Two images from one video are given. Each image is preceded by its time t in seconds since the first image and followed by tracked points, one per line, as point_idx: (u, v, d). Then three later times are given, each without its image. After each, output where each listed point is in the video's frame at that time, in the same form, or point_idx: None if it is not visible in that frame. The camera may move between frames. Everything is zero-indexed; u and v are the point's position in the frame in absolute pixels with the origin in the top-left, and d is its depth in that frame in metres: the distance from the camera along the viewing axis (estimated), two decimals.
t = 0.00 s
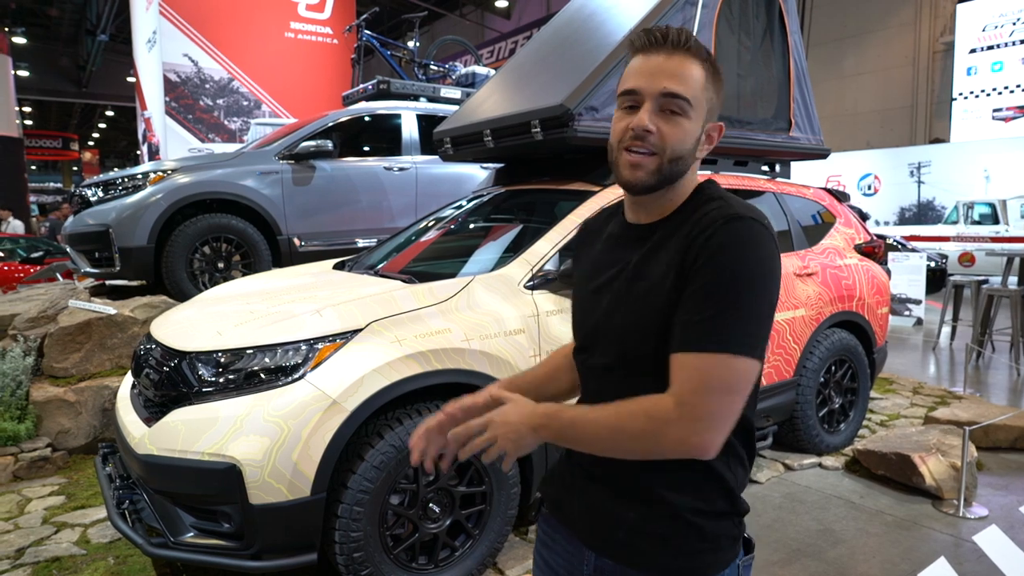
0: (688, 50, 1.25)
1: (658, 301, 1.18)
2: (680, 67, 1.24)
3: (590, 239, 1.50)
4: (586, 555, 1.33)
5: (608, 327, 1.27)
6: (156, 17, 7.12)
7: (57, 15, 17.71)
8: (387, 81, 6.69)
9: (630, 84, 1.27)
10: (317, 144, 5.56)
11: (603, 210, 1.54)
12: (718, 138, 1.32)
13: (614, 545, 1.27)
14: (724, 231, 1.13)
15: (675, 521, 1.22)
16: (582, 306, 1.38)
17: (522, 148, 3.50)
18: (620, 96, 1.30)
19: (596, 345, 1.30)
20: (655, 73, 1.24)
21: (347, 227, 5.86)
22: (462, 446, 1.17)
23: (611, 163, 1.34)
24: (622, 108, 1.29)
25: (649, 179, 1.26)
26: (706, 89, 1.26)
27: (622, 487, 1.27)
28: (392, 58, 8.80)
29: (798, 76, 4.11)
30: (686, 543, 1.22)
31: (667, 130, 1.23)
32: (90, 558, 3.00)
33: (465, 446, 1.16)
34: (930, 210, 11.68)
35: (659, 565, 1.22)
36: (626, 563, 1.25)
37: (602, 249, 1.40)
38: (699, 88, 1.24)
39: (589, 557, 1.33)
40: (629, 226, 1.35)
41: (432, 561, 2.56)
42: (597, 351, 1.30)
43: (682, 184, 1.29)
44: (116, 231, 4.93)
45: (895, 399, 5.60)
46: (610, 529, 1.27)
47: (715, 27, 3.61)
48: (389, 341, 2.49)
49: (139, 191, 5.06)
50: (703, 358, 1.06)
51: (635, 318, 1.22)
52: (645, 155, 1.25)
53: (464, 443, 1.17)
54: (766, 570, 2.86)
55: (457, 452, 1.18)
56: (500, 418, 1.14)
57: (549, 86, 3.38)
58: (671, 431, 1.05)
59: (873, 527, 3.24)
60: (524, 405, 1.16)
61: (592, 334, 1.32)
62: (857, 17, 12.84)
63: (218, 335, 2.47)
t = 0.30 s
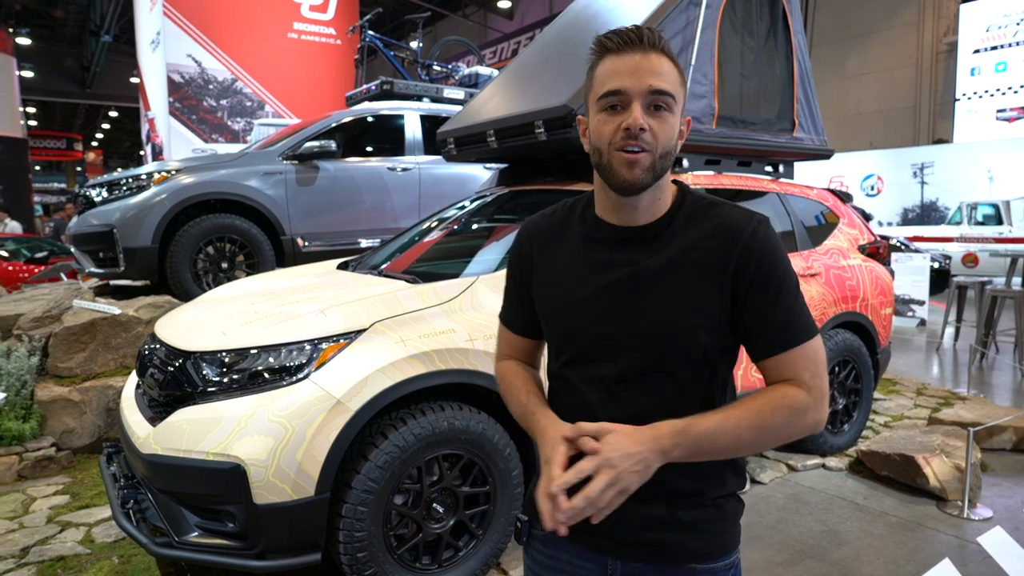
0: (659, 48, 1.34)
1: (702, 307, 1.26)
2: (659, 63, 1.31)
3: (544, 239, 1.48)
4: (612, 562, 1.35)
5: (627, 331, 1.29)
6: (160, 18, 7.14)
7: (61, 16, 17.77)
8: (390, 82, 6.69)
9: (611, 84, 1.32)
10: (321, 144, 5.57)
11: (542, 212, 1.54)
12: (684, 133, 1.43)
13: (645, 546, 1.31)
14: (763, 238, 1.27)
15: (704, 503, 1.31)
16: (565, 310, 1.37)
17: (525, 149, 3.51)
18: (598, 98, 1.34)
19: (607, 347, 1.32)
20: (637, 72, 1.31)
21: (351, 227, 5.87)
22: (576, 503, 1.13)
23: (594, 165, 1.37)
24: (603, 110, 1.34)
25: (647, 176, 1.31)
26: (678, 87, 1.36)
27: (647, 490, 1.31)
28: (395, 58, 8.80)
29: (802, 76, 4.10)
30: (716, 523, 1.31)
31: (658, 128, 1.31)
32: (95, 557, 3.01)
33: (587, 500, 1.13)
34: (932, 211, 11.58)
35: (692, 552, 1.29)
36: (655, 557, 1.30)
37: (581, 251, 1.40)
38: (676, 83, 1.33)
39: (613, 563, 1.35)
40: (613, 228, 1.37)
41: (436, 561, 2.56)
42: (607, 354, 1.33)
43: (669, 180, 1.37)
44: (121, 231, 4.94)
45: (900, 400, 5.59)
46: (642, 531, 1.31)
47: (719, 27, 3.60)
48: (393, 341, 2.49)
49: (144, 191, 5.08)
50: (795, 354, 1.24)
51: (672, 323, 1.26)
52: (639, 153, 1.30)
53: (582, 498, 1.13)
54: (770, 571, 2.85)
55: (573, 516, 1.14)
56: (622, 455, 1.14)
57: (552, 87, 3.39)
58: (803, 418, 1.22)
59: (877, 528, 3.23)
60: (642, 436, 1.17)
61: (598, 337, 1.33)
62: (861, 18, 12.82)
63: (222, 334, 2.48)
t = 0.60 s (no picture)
0: (644, 45, 1.35)
1: (713, 306, 1.32)
2: (645, 62, 1.33)
3: (535, 237, 1.44)
4: (623, 564, 1.34)
5: (637, 330, 1.31)
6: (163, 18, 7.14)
7: (66, 17, 17.84)
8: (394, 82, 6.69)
9: (602, 88, 1.33)
10: (324, 144, 5.58)
11: (527, 210, 1.50)
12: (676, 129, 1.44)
13: (656, 543, 1.31)
14: (761, 241, 1.37)
15: (709, 494, 1.34)
16: (567, 310, 1.35)
17: (529, 148, 3.51)
18: (588, 104, 1.36)
19: (614, 347, 1.32)
20: (624, 73, 1.33)
21: (355, 227, 5.87)
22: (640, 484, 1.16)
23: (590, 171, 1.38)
24: (595, 116, 1.35)
25: (646, 177, 1.33)
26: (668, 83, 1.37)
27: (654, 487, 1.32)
28: (399, 58, 8.81)
29: (806, 76, 4.10)
30: (720, 514, 1.34)
31: (651, 129, 1.32)
32: (100, 556, 3.01)
33: (646, 484, 1.17)
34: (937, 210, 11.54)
35: (700, 544, 1.31)
36: (664, 554, 1.31)
37: (581, 249, 1.38)
38: (665, 79, 1.35)
39: (623, 565, 1.34)
40: (615, 228, 1.38)
41: (440, 561, 2.56)
42: (615, 354, 1.33)
43: (665, 180, 1.40)
44: (125, 232, 4.95)
45: (904, 401, 5.57)
46: (652, 528, 1.31)
47: (723, 27, 3.60)
48: (397, 341, 2.49)
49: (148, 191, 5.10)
50: (778, 348, 1.40)
51: (686, 323, 1.30)
52: (636, 156, 1.32)
53: (643, 481, 1.17)
54: (774, 571, 2.85)
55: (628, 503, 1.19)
56: (667, 439, 1.21)
57: (555, 87, 3.39)
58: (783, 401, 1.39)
59: (881, 529, 3.22)
60: (676, 422, 1.24)
61: (605, 336, 1.32)
62: (864, 17, 12.79)
63: (226, 334, 2.48)
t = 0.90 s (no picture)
0: (645, 48, 1.35)
1: (713, 305, 1.32)
2: (647, 65, 1.34)
3: (536, 237, 1.44)
4: (620, 569, 1.34)
5: (637, 328, 1.31)
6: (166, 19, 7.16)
7: (70, 18, 17.92)
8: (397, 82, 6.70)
9: (603, 91, 1.34)
10: (327, 145, 5.59)
11: (528, 211, 1.50)
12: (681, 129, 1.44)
13: (652, 548, 1.31)
14: (761, 242, 1.37)
15: (705, 500, 1.34)
16: (567, 310, 1.35)
17: (532, 148, 3.51)
18: (590, 107, 1.36)
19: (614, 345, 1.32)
20: (625, 77, 1.33)
21: (358, 227, 5.88)
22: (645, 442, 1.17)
23: (592, 173, 1.39)
24: (596, 119, 1.35)
25: (647, 180, 1.33)
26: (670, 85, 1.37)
27: (650, 491, 1.32)
28: (401, 58, 8.82)
29: (810, 76, 4.10)
30: (716, 519, 1.35)
31: (652, 132, 1.33)
32: (104, 556, 3.02)
33: (649, 449, 1.18)
34: (940, 211, 11.58)
35: (697, 549, 1.32)
36: (661, 559, 1.31)
37: (580, 248, 1.39)
38: (666, 82, 1.35)
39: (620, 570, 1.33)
40: (616, 228, 1.38)
41: (443, 561, 2.56)
42: (614, 353, 1.33)
43: (665, 181, 1.40)
44: (129, 232, 4.96)
45: (907, 401, 5.56)
46: (647, 533, 1.31)
47: (726, 27, 3.60)
48: (400, 341, 2.50)
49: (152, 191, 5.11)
50: (780, 350, 1.39)
51: (686, 322, 1.30)
52: (637, 159, 1.33)
53: (646, 443, 1.18)
54: (777, 571, 2.85)
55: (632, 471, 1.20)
56: (669, 413, 1.22)
57: (557, 87, 3.39)
58: (792, 403, 1.38)
59: (885, 529, 3.22)
60: (677, 405, 1.25)
61: (605, 334, 1.32)
62: (867, 17, 12.77)
63: (231, 334, 2.49)
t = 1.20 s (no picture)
0: (644, 54, 1.35)
1: (713, 306, 1.32)
2: (644, 72, 1.33)
3: (537, 239, 1.44)
4: None
5: (636, 329, 1.31)
6: (169, 19, 7.18)
7: (73, 18, 17.95)
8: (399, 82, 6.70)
9: (600, 96, 1.34)
10: (329, 145, 5.60)
11: (530, 215, 1.51)
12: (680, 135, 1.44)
13: (651, 557, 1.31)
14: (760, 245, 1.37)
15: (703, 507, 1.34)
16: (567, 311, 1.35)
17: (534, 149, 3.51)
18: (587, 111, 1.36)
19: (613, 345, 1.32)
20: (621, 83, 1.33)
21: (360, 227, 5.89)
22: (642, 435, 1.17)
23: (589, 177, 1.39)
24: (592, 124, 1.36)
25: (642, 185, 1.33)
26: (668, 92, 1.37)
27: (648, 499, 1.32)
28: (403, 58, 8.82)
29: (812, 76, 4.09)
30: (717, 527, 1.34)
31: (647, 137, 1.33)
32: (107, 555, 3.03)
33: (647, 441, 1.18)
34: (942, 210, 11.67)
35: (695, 557, 1.31)
36: (658, 567, 1.31)
37: (580, 250, 1.39)
38: (664, 88, 1.35)
39: None
40: (615, 230, 1.39)
41: (445, 561, 2.56)
42: (613, 353, 1.32)
43: (663, 185, 1.40)
44: (131, 232, 4.98)
45: (910, 401, 5.55)
46: (645, 542, 1.31)
47: (728, 27, 3.59)
48: (403, 341, 2.50)
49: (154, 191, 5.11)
50: (780, 355, 1.38)
51: (685, 323, 1.30)
52: (632, 165, 1.33)
53: (644, 436, 1.18)
54: (779, 572, 2.85)
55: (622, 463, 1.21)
56: (667, 412, 1.23)
57: (560, 88, 3.40)
58: (792, 408, 1.37)
59: (887, 530, 3.22)
60: (674, 408, 1.26)
61: (604, 335, 1.33)
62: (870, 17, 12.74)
63: (233, 334, 2.49)
